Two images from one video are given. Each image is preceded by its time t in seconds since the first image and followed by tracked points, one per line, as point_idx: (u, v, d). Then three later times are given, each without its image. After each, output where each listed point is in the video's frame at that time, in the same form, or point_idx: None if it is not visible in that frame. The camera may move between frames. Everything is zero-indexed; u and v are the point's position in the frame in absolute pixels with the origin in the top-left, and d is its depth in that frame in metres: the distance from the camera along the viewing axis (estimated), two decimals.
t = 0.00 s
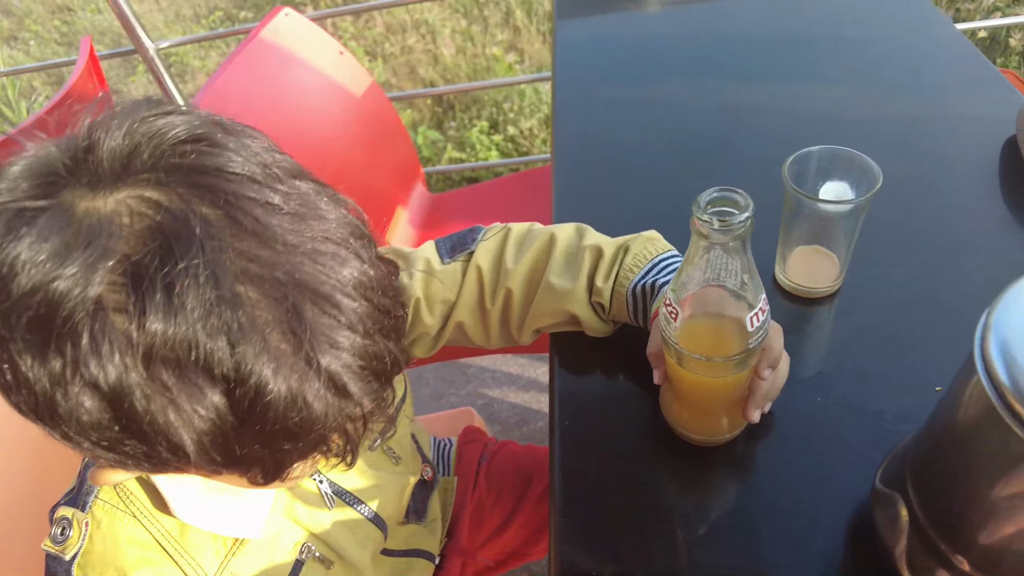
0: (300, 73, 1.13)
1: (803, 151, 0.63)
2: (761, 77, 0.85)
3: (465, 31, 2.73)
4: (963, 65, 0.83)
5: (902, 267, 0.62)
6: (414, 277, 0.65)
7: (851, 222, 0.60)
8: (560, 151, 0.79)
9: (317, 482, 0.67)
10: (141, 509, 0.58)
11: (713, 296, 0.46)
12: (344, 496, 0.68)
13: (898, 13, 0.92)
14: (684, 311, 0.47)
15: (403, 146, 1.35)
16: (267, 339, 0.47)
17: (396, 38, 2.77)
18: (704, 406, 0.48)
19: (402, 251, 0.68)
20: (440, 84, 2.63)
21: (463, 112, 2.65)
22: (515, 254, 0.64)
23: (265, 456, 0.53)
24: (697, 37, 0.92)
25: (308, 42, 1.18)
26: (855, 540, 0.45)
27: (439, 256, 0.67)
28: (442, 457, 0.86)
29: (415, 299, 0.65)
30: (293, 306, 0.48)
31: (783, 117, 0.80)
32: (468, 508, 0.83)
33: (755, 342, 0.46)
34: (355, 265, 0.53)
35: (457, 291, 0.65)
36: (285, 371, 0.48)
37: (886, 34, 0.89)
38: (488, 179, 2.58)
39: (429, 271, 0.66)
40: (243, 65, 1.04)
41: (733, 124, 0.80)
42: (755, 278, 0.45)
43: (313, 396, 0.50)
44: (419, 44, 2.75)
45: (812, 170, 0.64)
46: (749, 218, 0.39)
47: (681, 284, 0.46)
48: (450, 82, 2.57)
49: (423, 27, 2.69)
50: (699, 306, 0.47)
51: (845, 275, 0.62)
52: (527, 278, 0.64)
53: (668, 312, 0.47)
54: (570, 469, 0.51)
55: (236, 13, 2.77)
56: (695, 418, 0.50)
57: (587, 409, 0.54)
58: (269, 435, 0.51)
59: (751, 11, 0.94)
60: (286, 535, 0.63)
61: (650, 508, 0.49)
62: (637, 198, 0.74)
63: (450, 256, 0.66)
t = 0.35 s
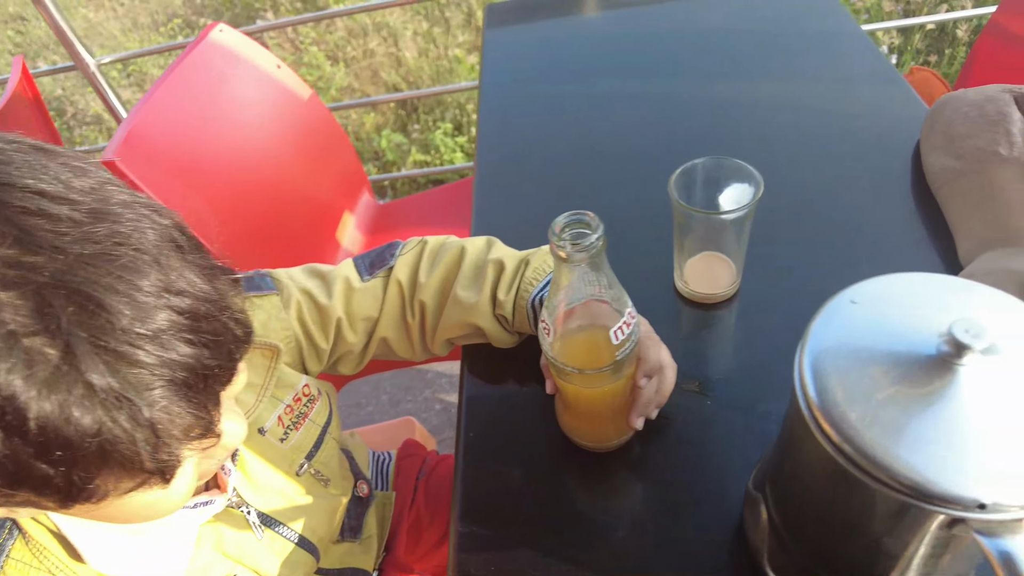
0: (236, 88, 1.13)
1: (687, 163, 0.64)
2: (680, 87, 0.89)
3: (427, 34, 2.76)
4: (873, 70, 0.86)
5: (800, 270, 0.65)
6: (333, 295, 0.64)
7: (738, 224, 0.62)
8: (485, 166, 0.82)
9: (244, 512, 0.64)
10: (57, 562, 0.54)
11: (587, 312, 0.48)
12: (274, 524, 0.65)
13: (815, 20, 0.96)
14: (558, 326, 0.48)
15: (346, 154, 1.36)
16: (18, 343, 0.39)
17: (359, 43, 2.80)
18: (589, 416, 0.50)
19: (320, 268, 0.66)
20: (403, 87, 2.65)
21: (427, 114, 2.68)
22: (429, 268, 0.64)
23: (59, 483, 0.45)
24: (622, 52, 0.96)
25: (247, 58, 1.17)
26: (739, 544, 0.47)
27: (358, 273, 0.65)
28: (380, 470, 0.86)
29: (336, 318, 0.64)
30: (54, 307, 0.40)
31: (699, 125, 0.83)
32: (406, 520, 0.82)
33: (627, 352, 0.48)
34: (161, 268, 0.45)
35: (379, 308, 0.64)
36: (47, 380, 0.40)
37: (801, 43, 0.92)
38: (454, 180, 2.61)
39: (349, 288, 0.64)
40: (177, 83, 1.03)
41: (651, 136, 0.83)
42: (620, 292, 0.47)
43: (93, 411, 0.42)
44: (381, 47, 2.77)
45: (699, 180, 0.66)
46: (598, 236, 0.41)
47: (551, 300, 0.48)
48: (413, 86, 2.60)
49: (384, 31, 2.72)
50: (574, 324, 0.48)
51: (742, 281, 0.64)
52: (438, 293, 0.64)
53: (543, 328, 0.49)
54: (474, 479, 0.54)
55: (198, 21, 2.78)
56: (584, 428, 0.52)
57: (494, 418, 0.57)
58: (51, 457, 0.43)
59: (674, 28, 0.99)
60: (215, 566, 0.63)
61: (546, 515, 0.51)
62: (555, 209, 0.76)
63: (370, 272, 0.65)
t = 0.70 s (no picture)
0: (160, 110, 1.13)
1: (567, 182, 0.66)
2: (589, 97, 0.93)
3: (372, 42, 2.83)
4: (767, 71, 0.91)
5: (692, 269, 0.68)
6: (240, 321, 0.66)
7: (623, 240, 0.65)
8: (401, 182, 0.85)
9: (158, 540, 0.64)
10: None
11: (462, 330, 0.49)
12: (189, 549, 0.66)
13: (715, 25, 1.00)
14: (438, 345, 0.49)
15: (278, 171, 1.37)
16: None
17: (304, 53, 2.85)
18: (484, 423, 0.53)
19: (230, 295, 0.68)
20: (349, 97, 2.68)
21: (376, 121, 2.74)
22: (334, 289, 0.67)
23: None
24: (536, 65, 1.00)
25: (168, 84, 1.17)
26: (627, 537, 0.50)
27: (266, 298, 0.67)
28: (315, 490, 0.86)
29: (244, 344, 0.66)
30: None
31: (605, 132, 0.87)
32: (341, 537, 0.83)
33: (506, 363, 0.50)
34: None
35: (289, 331, 0.67)
36: None
37: (703, 47, 0.97)
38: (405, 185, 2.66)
39: (257, 313, 0.66)
40: (98, 106, 1.03)
41: (560, 144, 0.87)
42: (495, 305, 0.51)
43: None
44: (326, 57, 2.82)
45: (582, 195, 0.68)
46: (462, 257, 0.44)
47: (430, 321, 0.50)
48: (360, 94, 2.66)
49: (328, 41, 2.77)
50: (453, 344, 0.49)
51: (636, 284, 0.68)
52: (346, 312, 0.66)
53: (427, 347, 0.51)
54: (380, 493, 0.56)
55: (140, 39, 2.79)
56: (482, 436, 0.54)
57: (401, 433, 0.60)
58: None
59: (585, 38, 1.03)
60: None
61: (448, 522, 0.53)
62: (467, 221, 0.79)
63: (278, 296, 0.67)
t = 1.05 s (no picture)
0: (84, 160, 1.13)
1: (470, 216, 0.69)
2: (505, 116, 0.97)
3: (309, 62, 2.84)
4: (668, 82, 0.95)
5: (601, 280, 0.72)
6: (166, 374, 0.69)
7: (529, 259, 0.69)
8: (327, 216, 0.88)
9: None
10: None
11: (372, 369, 0.52)
12: None
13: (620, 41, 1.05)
14: (350, 387, 0.52)
15: (213, 210, 1.38)
16: None
17: (242, 79, 2.85)
18: (406, 455, 0.55)
19: (157, 349, 0.72)
20: (291, 119, 2.69)
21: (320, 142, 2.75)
22: (256, 336, 0.70)
23: None
24: (454, 90, 1.04)
25: (91, 134, 1.17)
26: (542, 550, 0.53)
27: (190, 349, 0.70)
28: (266, 523, 0.88)
29: (171, 396, 0.69)
30: None
31: (520, 150, 0.91)
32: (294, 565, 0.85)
33: (416, 394, 0.53)
34: None
35: (215, 379, 0.70)
36: None
37: (610, 61, 1.02)
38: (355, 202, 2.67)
39: (182, 365, 0.69)
40: (17, 162, 1.03)
41: (478, 165, 0.90)
42: (400, 342, 0.54)
43: None
44: (264, 81, 2.82)
45: (485, 227, 0.71)
46: (356, 302, 0.48)
47: (339, 366, 0.52)
48: (302, 116, 2.67)
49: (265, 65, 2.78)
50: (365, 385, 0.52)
51: (549, 300, 0.71)
52: (269, 355, 0.69)
53: (339, 391, 0.53)
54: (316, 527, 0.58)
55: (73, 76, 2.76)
56: (406, 466, 0.57)
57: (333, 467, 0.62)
58: None
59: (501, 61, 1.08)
60: None
61: (376, 552, 0.56)
62: (390, 248, 0.81)
63: (201, 346, 0.70)
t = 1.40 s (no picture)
0: None
1: (362, 234, 0.70)
2: (407, 133, 0.97)
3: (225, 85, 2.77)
4: (565, 93, 0.98)
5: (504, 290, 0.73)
6: (54, 420, 0.65)
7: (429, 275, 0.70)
8: (226, 243, 0.86)
9: None
10: None
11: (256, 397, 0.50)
12: None
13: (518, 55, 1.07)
14: (235, 419, 0.50)
15: (119, 243, 1.31)
16: None
17: (155, 105, 2.75)
18: (304, 482, 0.54)
19: (44, 395, 0.68)
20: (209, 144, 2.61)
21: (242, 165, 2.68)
22: (149, 371, 0.66)
23: None
24: (356, 109, 1.04)
25: None
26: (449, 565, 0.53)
27: (80, 391, 0.67)
28: (182, 563, 0.84)
29: (60, 443, 0.65)
30: None
31: (421, 166, 0.91)
32: None
33: (307, 419, 0.52)
34: None
35: (108, 421, 0.66)
36: None
37: (508, 75, 1.04)
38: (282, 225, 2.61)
39: (70, 409, 0.65)
40: None
41: (380, 182, 0.90)
42: (285, 368, 0.53)
43: None
44: (178, 106, 2.73)
45: (381, 244, 0.72)
46: (229, 332, 0.49)
47: (222, 400, 0.51)
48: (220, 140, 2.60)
49: (178, 89, 2.69)
50: (250, 416, 0.50)
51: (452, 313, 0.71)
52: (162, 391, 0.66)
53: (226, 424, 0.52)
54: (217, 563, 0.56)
55: None
56: (309, 493, 0.56)
57: (234, 499, 0.60)
58: None
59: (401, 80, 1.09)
60: None
61: None
62: (292, 271, 0.80)
63: (92, 389, 0.67)
